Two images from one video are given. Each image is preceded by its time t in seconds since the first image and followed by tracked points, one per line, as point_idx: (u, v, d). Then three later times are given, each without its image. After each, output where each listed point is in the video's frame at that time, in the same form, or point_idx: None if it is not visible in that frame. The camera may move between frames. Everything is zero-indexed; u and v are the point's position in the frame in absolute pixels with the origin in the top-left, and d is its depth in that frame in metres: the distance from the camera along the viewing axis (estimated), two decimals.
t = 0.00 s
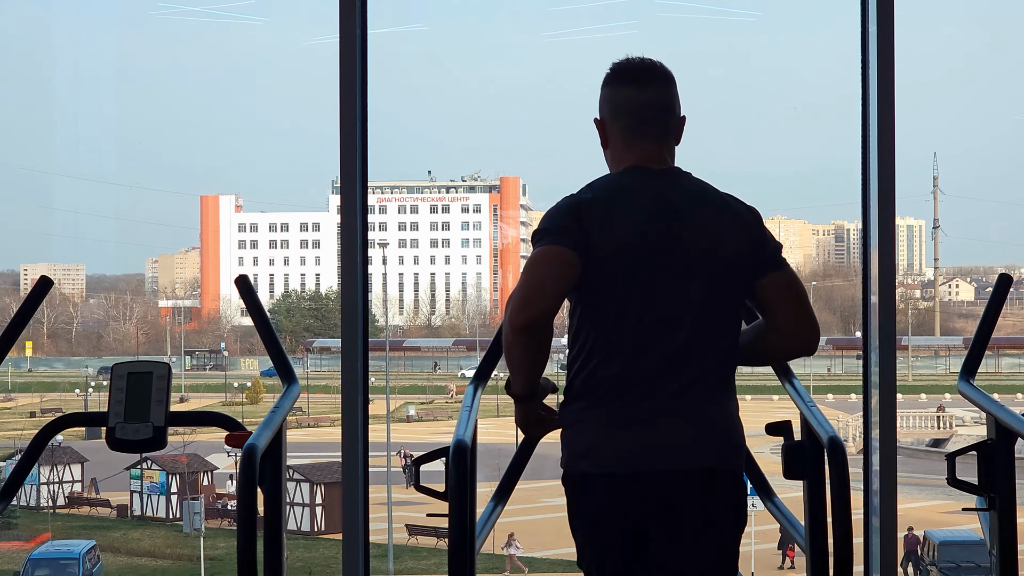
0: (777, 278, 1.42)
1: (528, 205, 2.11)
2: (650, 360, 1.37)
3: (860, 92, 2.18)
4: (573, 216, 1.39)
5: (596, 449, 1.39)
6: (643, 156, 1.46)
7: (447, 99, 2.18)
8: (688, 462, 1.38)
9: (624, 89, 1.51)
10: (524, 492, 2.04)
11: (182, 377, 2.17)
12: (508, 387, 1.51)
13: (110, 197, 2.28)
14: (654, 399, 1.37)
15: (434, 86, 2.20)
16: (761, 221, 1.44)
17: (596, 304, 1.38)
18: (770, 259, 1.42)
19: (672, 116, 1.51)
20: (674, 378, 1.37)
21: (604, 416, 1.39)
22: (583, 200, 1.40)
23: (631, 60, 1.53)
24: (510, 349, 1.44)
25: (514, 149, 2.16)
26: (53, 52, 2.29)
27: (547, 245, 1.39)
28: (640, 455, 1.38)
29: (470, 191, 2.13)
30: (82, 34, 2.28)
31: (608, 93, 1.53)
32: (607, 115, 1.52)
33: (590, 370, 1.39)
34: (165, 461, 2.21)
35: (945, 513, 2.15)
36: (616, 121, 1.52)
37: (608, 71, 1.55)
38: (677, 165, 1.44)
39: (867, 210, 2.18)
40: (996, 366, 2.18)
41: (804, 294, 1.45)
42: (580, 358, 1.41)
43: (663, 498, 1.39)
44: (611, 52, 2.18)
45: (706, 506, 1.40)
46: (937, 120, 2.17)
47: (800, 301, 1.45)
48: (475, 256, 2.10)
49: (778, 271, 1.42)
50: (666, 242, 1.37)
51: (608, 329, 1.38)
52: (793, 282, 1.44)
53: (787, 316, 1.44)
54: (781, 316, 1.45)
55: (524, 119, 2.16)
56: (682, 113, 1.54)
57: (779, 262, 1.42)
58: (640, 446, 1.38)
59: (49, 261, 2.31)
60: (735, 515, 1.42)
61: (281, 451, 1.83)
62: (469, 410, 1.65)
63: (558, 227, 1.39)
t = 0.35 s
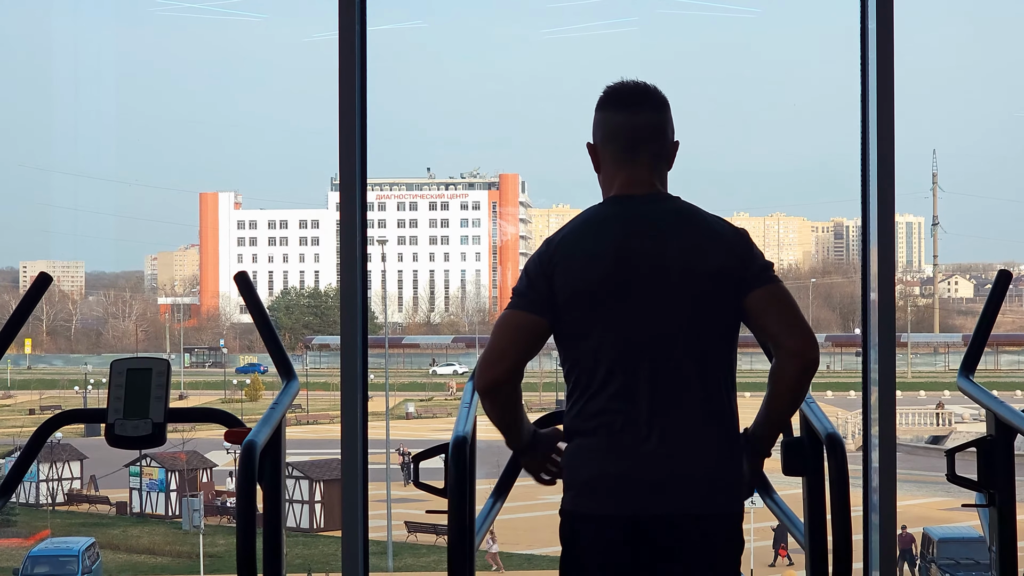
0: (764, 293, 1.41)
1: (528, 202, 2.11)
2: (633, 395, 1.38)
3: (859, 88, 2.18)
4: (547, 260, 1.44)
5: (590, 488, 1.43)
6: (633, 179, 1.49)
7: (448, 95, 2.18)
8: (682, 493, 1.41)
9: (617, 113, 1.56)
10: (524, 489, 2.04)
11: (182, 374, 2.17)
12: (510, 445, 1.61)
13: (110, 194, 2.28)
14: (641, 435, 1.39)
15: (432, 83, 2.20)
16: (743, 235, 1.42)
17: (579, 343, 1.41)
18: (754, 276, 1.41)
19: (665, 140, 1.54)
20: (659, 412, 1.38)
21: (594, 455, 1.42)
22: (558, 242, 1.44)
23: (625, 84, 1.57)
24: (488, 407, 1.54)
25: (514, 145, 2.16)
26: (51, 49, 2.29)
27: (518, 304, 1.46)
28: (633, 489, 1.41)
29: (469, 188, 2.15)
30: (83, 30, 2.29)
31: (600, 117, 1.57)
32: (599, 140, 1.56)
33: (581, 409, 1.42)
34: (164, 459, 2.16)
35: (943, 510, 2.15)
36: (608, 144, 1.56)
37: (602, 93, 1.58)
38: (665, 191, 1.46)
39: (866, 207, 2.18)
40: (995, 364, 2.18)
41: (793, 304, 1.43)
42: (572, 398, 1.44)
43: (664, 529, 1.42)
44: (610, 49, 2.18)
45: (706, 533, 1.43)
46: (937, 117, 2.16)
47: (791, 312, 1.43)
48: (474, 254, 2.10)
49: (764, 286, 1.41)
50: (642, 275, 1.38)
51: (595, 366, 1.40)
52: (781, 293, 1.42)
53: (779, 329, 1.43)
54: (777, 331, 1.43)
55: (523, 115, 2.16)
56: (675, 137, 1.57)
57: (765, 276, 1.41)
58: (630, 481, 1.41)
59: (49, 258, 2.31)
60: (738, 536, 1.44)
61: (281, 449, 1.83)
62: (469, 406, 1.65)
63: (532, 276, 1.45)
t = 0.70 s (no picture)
0: (755, 240, 1.35)
1: (527, 201, 2.12)
2: (622, 355, 1.38)
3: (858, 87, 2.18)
4: (541, 222, 1.45)
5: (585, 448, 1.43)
6: (643, 147, 1.47)
7: (446, 94, 2.18)
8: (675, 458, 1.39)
9: (630, 83, 1.53)
10: (523, 488, 2.06)
11: (181, 373, 2.20)
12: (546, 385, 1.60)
13: (109, 193, 2.28)
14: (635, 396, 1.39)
15: (431, 82, 2.20)
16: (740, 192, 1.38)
17: (573, 303, 1.43)
18: (746, 227, 1.36)
19: (679, 110, 1.51)
20: (649, 372, 1.37)
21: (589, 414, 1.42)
22: (553, 203, 1.45)
23: (639, 54, 1.55)
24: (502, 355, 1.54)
25: (513, 144, 2.16)
26: (50, 48, 2.29)
27: (515, 257, 1.47)
28: (634, 452, 1.39)
29: (468, 187, 2.15)
30: (81, 28, 2.29)
31: (616, 87, 1.54)
32: (615, 109, 1.54)
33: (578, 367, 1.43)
34: (163, 458, 2.17)
35: (942, 509, 2.15)
36: (624, 113, 1.53)
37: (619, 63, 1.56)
38: (675, 155, 1.45)
39: (865, 206, 2.18)
40: (993, 362, 2.18)
41: (794, 258, 1.36)
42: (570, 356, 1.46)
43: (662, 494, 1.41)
44: (609, 48, 2.18)
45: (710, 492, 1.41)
46: (936, 116, 2.17)
47: (790, 267, 1.35)
48: (473, 253, 2.11)
49: (762, 244, 1.36)
50: (633, 235, 1.37)
51: (589, 325, 1.41)
52: (784, 253, 1.36)
53: (772, 278, 1.35)
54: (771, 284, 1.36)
55: (522, 114, 2.16)
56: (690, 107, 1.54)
57: (759, 223, 1.36)
58: (626, 441, 1.39)
59: (48, 257, 2.31)
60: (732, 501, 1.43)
61: (280, 448, 1.82)
62: (467, 405, 1.65)
63: (529, 234, 1.47)
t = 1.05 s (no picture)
0: (773, 305, 1.47)
1: (524, 200, 2.13)
2: (636, 390, 1.45)
3: (858, 86, 2.17)
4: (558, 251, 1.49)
5: (592, 470, 1.50)
6: (655, 177, 1.58)
7: (445, 94, 2.18)
8: (680, 485, 1.49)
9: (640, 116, 1.68)
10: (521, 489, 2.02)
11: (181, 375, 2.20)
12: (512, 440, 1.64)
13: (108, 192, 2.28)
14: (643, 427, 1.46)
15: (431, 82, 2.20)
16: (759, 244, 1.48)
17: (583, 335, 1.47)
18: (767, 285, 1.47)
19: (686, 141, 1.65)
20: (660, 405, 1.45)
21: (598, 442, 1.49)
22: (571, 234, 1.49)
23: (647, 88, 1.72)
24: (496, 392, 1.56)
25: (512, 144, 2.16)
26: (50, 48, 2.29)
27: (530, 283, 1.49)
28: (639, 482, 1.49)
29: (467, 186, 2.15)
30: (81, 28, 2.29)
31: (624, 119, 1.69)
32: (623, 142, 1.65)
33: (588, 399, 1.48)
34: (163, 458, 2.17)
35: (941, 509, 2.14)
36: (633, 146, 1.64)
37: (625, 97, 1.72)
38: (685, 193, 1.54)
39: (865, 206, 2.17)
40: (993, 362, 2.18)
41: (799, 309, 1.49)
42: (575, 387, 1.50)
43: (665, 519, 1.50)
44: (607, 47, 2.17)
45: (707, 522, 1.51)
46: (936, 115, 2.16)
47: (797, 323, 1.48)
48: (472, 252, 2.10)
49: (777, 302, 1.47)
50: (653, 275, 1.44)
51: (602, 359, 1.46)
52: (795, 310, 1.48)
53: (786, 340, 1.49)
54: (785, 346, 1.49)
55: (521, 114, 2.16)
56: (697, 140, 1.68)
57: (778, 283, 1.47)
58: (635, 466, 1.48)
59: (47, 257, 2.31)
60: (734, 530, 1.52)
61: (281, 449, 1.82)
62: (466, 406, 1.65)
63: (546, 261, 1.49)
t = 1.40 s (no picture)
0: (778, 261, 1.46)
1: (524, 200, 2.13)
2: (647, 347, 1.40)
3: (857, 87, 2.17)
4: (571, 204, 1.41)
5: (603, 431, 1.43)
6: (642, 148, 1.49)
7: (445, 94, 2.18)
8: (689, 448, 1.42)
9: (625, 83, 1.57)
10: (522, 488, 2.05)
11: (180, 374, 2.20)
12: (508, 372, 1.52)
13: (107, 192, 2.28)
14: (653, 384, 1.41)
15: (430, 82, 2.20)
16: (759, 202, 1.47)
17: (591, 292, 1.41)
18: (771, 239, 1.46)
19: (671, 108, 1.55)
20: (671, 365, 1.40)
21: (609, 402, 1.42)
22: (581, 187, 1.43)
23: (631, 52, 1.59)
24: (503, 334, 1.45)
25: (512, 144, 2.16)
26: (51, 48, 2.29)
27: (541, 234, 1.41)
28: (646, 447, 1.41)
29: (466, 186, 2.15)
30: (80, 27, 2.28)
31: (606, 86, 1.58)
32: (608, 108, 1.56)
33: (595, 356, 1.42)
34: (162, 458, 2.17)
35: (941, 509, 2.14)
36: (617, 112, 1.56)
37: (608, 63, 1.61)
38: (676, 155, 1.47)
39: (865, 206, 2.17)
40: (992, 362, 2.18)
41: (804, 269, 1.48)
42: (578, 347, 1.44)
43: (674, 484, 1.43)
44: (607, 48, 2.18)
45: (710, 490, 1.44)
46: (935, 115, 2.16)
47: (799, 283, 1.48)
48: (472, 252, 2.11)
49: (780, 256, 1.46)
50: (665, 230, 1.40)
51: (610, 316, 1.41)
52: (795, 261, 1.47)
53: (789, 295, 1.48)
54: (785, 299, 1.49)
55: (522, 114, 2.16)
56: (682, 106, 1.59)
57: (780, 244, 1.46)
58: (646, 427, 1.41)
59: (46, 257, 2.31)
60: (738, 496, 1.46)
61: (280, 449, 1.82)
62: (465, 405, 1.65)
63: (555, 211, 1.41)
